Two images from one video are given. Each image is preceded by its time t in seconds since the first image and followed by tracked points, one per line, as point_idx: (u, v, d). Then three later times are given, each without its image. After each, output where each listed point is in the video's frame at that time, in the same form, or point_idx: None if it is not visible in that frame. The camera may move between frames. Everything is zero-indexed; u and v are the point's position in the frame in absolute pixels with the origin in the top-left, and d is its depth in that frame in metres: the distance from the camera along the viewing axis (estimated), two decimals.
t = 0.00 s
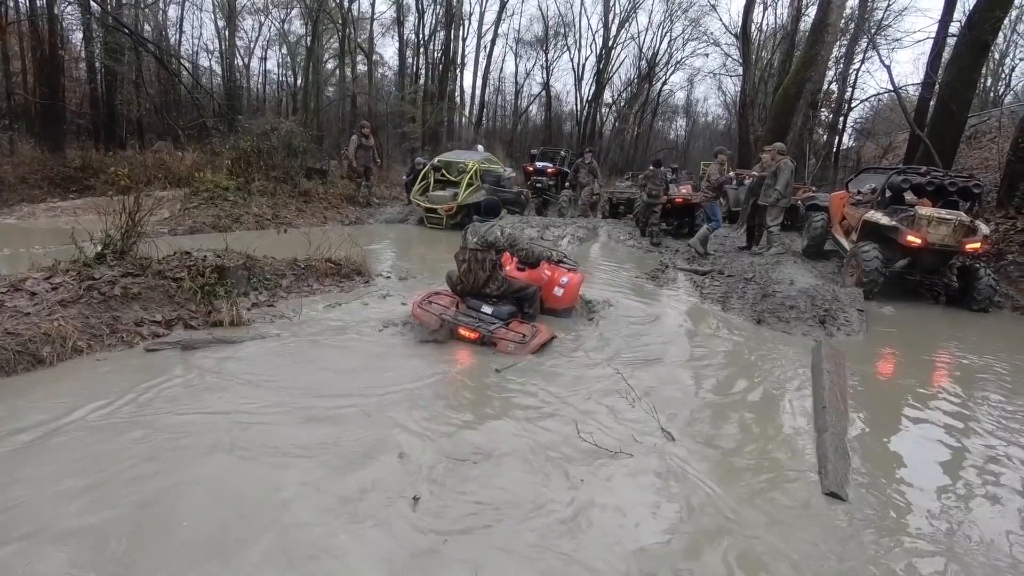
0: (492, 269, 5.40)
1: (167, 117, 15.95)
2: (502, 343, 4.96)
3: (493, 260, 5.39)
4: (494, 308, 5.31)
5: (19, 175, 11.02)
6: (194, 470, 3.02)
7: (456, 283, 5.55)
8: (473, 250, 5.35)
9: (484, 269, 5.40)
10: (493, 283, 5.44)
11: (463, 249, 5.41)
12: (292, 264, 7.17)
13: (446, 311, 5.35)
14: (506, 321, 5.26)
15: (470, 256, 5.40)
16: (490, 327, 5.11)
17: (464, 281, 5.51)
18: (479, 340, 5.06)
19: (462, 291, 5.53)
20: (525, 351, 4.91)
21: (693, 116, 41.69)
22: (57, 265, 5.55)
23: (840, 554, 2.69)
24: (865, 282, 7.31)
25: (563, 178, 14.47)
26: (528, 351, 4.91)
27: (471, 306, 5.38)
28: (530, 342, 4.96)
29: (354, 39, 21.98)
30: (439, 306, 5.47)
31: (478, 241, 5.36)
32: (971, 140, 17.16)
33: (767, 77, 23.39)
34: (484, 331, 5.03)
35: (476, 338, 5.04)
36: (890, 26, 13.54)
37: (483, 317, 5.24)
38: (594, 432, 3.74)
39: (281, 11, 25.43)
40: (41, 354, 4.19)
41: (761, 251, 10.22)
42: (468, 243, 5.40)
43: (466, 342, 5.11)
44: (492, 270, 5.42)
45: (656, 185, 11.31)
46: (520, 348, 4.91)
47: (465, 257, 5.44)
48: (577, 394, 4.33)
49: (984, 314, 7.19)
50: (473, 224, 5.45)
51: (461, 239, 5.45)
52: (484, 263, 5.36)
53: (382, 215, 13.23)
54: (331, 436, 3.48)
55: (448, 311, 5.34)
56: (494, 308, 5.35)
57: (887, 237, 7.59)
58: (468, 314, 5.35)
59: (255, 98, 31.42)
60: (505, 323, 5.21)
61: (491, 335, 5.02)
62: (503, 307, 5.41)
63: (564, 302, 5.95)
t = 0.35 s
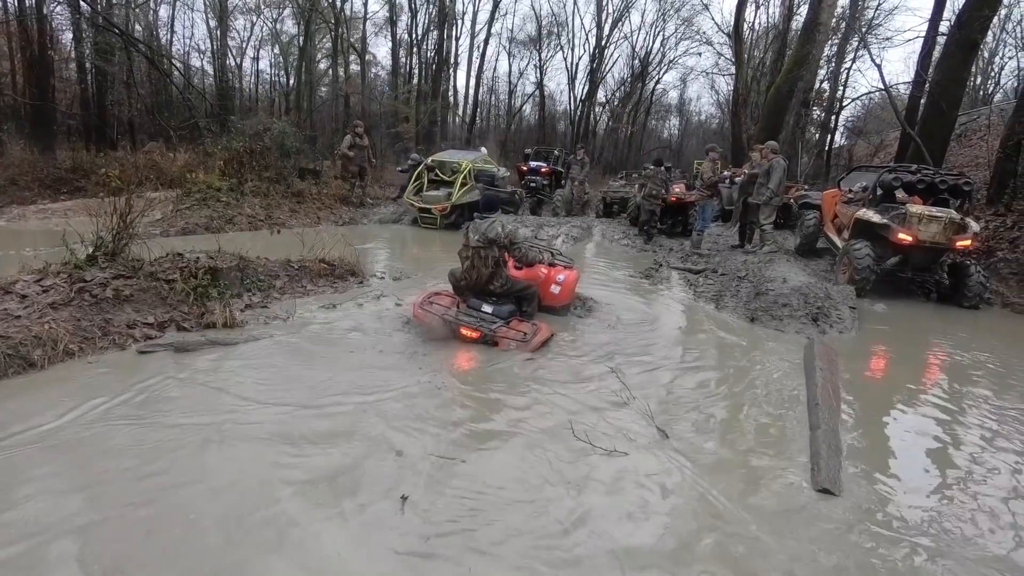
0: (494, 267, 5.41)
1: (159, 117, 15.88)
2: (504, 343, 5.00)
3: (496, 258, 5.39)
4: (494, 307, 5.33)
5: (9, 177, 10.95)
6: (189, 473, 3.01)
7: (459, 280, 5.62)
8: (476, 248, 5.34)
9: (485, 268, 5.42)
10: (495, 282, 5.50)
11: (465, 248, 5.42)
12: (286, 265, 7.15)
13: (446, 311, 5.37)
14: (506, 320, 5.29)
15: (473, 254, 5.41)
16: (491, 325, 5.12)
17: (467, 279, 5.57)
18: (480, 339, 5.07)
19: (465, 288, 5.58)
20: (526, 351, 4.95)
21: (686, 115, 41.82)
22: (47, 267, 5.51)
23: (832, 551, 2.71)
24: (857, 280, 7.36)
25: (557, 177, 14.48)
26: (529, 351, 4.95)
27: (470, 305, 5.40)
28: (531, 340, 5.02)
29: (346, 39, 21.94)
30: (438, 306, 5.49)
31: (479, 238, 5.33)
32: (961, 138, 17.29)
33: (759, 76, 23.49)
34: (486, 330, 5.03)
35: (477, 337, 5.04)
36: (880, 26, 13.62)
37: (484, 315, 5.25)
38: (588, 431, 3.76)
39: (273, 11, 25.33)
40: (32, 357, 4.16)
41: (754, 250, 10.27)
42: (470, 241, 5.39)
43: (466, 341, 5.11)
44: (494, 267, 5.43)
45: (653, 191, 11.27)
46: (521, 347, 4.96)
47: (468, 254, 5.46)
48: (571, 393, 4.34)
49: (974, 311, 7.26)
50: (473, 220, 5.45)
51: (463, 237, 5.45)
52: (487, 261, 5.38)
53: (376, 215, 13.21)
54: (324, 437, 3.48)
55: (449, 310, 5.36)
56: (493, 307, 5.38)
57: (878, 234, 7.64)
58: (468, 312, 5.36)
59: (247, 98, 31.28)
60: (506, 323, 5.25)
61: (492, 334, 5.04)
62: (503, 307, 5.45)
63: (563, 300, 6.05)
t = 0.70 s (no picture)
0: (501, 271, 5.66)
1: (152, 120, 15.81)
2: (507, 339, 5.19)
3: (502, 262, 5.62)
4: (496, 306, 5.55)
5: (1, 180, 10.88)
6: (183, 478, 2.98)
7: (465, 280, 5.90)
8: (481, 253, 5.53)
9: (492, 272, 5.68)
10: (501, 284, 5.75)
11: (471, 255, 5.63)
12: (280, 267, 7.13)
13: (451, 309, 5.61)
14: (510, 317, 5.49)
15: (479, 260, 5.65)
16: (494, 323, 5.33)
17: (474, 280, 5.82)
18: (484, 336, 5.29)
19: (472, 289, 5.86)
20: (529, 347, 5.12)
21: (680, 114, 41.95)
22: (40, 271, 5.49)
23: (828, 550, 2.71)
24: (851, 278, 7.40)
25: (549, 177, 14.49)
26: (533, 346, 5.12)
27: (473, 303, 5.62)
28: (534, 337, 5.18)
29: (340, 40, 21.89)
30: (443, 305, 5.73)
31: (485, 245, 5.52)
32: (952, 136, 17.40)
33: (752, 76, 23.60)
34: (490, 328, 5.25)
35: (482, 335, 5.26)
36: (872, 25, 13.69)
37: (487, 314, 5.46)
38: (584, 430, 3.76)
39: (266, 12, 25.26)
40: (25, 362, 4.14)
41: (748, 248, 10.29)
42: (475, 247, 5.58)
43: (471, 338, 5.32)
44: (500, 271, 5.69)
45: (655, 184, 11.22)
46: (525, 343, 5.14)
47: (474, 260, 5.67)
48: (567, 393, 4.34)
49: (967, 308, 7.30)
50: (475, 226, 5.60)
51: (468, 244, 5.66)
52: (493, 266, 5.62)
53: (371, 216, 13.20)
54: (320, 439, 3.48)
55: (453, 309, 5.60)
56: (496, 306, 5.59)
57: (871, 232, 7.69)
58: (471, 310, 5.57)
59: (241, 100, 31.18)
60: (509, 319, 5.44)
61: (496, 331, 5.26)
62: (505, 305, 5.65)
63: (561, 295, 6.18)
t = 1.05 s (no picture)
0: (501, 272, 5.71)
1: (144, 125, 15.75)
2: (508, 333, 5.23)
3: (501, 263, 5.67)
4: (497, 303, 5.55)
5: None
6: (181, 484, 2.97)
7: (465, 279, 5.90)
8: (481, 253, 5.59)
9: (492, 271, 5.70)
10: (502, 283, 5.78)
11: (472, 254, 5.67)
12: (273, 272, 7.11)
13: (451, 303, 5.62)
14: (509, 311, 5.53)
15: (480, 259, 5.68)
16: (495, 317, 5.38)
17: (474, 278, 5.82)
18: (485, 331, 5.33)
19: (472, 287, 5.86)
20: (530, 339, 5.17)
21: (672, 115, 42.14)
22: (31, 278, 5.46)
23: (823, 548, 2.72)
24: (843, 277, 7.43)
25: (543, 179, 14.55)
26: (534, 339, 5.17)
27: (473, 299, 5.65)
28: (536, 330, 5.23)
29: (333, 44, 21.89)
30: (444, 299, 5.74)
31: (485, 245, 5.57)
32: (942, 135, 17.54)
33: (743, 76, 23.74)
34: (491, 322, 5.30)
35: (483, 329, 5.31)
36: (861, 25, 13.81)
37: (487, 309, 5.49)
38: (579, 431, 3.77)
39: (258, 16, 25.22)
40: (16, 370, 4.11)
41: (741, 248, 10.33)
42: (476, 248, 5.63)
43: (472, 334, 5.37)
44: (500, 270, 5.71)
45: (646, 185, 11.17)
46: (526, 336, 5.18)
47: (474, 260, 5.71)
48: (561, 395, 4.34)
49: (959, 306, 7.36)
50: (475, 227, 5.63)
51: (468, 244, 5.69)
52: (493, 267, 5.65)
53: (365, 220, 13.19)
54: (314, 443, 3.47)
55: (454, 303, 5.62)
56: (496, 301, 5.62)
57: (863, 231, 7.74)
58: (472, 305, 5.61)
59: (233, 104, 31.08)
60: (509, 314, 5.48)
61: (497, 326, 5.30)
62: (505, 301, 5.68)
63: (558, 292, 6.22)
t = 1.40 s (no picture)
0: (499, 269, 5.71)
1: (134, 131, 15.68)
2: (508, 326, 5.35)
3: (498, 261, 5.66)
4: (495, 298, 5.64)
5: None
6: (175, 493, 2.95)
7: (464, 278, 5.94)
8: (479, 250, 5.63)
9: (490, 269, 5.72)
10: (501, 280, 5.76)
11: (469, 252, 5.71)
12: (267, 278, 7.09)
13: (452, 300, 5.74)
14: (509, 306, 5.65)
15: (477, 257, 5.72)
16: (495, 312, 5.50)
17: (472, 276, 5.86)
18: (486, 325, 5.46)
19: (471, 286, 5.91)
20: (531, 330, 5.28)
21: (664, 117, 42.34)
22: (21, 287, 5.41)
23: (819, 548, 2.73)
24: (835, 277, 7.48)
25: (536, 181, 14.57)
26: (533, 330, 5.29)
27: (473, 295, 5.75)
28: (535, 321, 5.35)
29: (324, 48, 21.86)
30: (444, 297, 5.86)
31: (482, 243, 5.61)
32: (930, 134, 17.70)
33: (734, 78, 23.90)
34: (491, 316, 5.42)
35: (484, 324, 5.44)
36: (850, 27, 13.93)
37: (487, 304, 5.61)
38: (575, 433, 3.77)
39: (249, 22, 25.16)
40: (6, 379, 4.07)
41: (733, 249, 10.37)
42: (472, 246, 5.68)
43: (474, 329, 5.49)
44: (498, 268, 5.73)
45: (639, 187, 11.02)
46: (525, 327, 5.31)
47: (472, 258, 5.75)
48: (556, 397, 4.35)
49: (949, 304, 7.42)
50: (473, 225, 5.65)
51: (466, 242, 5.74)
52: (491, 264, 5.67)
53: (358, 225, 13.17)
54: (309, 449, 3.45)
55: (454, 299, 5.74)
56: (495, 297, 5.71)
57: (855, 231, 7.78)
58: (472, 301, 5.73)
59: (225, 109, 30.98)
60: (509, 308, 5.59)
61: (497, 319, 5.43)
62: (504, 298, 5.74)
63: (553, 291, 6.34)
